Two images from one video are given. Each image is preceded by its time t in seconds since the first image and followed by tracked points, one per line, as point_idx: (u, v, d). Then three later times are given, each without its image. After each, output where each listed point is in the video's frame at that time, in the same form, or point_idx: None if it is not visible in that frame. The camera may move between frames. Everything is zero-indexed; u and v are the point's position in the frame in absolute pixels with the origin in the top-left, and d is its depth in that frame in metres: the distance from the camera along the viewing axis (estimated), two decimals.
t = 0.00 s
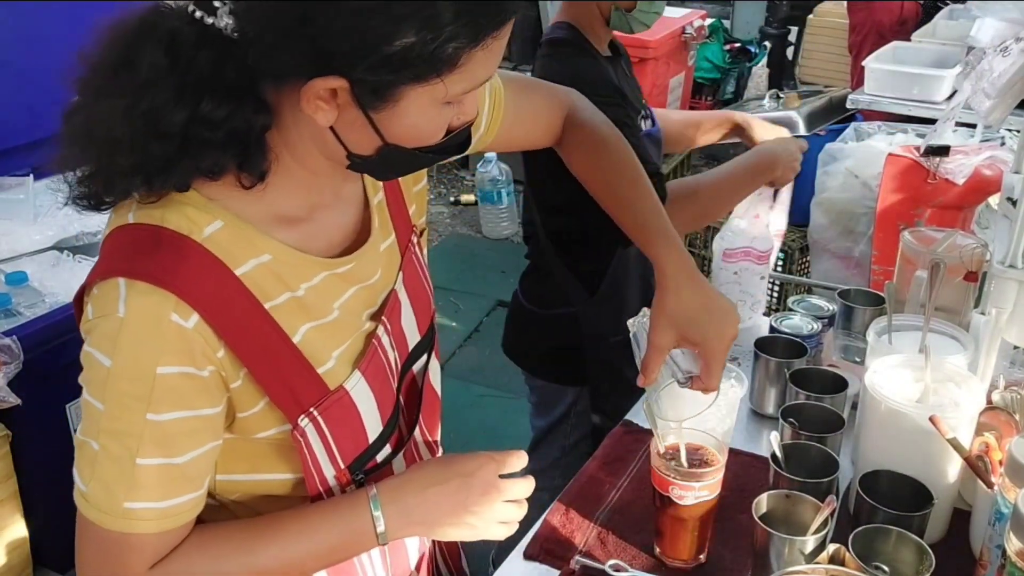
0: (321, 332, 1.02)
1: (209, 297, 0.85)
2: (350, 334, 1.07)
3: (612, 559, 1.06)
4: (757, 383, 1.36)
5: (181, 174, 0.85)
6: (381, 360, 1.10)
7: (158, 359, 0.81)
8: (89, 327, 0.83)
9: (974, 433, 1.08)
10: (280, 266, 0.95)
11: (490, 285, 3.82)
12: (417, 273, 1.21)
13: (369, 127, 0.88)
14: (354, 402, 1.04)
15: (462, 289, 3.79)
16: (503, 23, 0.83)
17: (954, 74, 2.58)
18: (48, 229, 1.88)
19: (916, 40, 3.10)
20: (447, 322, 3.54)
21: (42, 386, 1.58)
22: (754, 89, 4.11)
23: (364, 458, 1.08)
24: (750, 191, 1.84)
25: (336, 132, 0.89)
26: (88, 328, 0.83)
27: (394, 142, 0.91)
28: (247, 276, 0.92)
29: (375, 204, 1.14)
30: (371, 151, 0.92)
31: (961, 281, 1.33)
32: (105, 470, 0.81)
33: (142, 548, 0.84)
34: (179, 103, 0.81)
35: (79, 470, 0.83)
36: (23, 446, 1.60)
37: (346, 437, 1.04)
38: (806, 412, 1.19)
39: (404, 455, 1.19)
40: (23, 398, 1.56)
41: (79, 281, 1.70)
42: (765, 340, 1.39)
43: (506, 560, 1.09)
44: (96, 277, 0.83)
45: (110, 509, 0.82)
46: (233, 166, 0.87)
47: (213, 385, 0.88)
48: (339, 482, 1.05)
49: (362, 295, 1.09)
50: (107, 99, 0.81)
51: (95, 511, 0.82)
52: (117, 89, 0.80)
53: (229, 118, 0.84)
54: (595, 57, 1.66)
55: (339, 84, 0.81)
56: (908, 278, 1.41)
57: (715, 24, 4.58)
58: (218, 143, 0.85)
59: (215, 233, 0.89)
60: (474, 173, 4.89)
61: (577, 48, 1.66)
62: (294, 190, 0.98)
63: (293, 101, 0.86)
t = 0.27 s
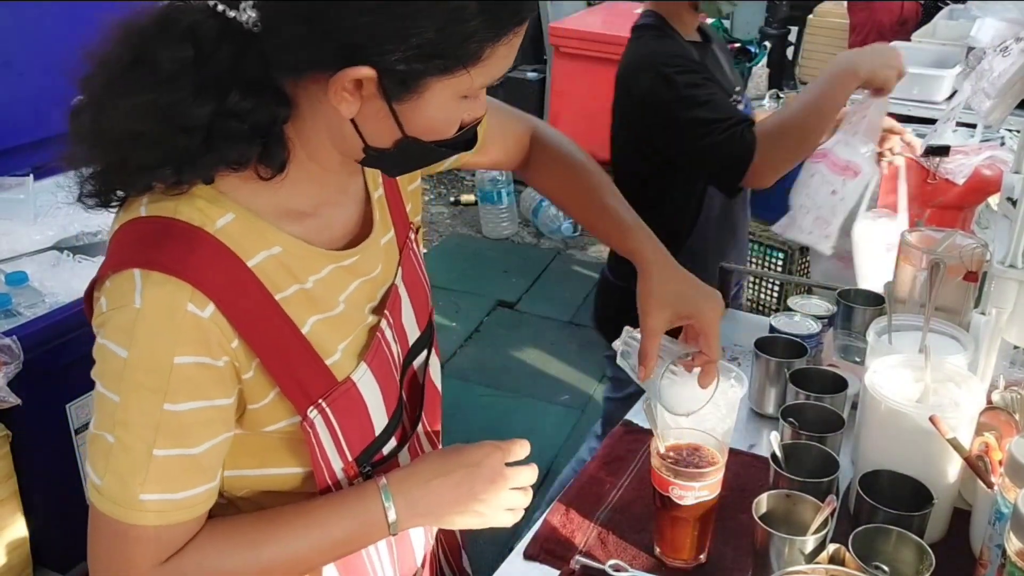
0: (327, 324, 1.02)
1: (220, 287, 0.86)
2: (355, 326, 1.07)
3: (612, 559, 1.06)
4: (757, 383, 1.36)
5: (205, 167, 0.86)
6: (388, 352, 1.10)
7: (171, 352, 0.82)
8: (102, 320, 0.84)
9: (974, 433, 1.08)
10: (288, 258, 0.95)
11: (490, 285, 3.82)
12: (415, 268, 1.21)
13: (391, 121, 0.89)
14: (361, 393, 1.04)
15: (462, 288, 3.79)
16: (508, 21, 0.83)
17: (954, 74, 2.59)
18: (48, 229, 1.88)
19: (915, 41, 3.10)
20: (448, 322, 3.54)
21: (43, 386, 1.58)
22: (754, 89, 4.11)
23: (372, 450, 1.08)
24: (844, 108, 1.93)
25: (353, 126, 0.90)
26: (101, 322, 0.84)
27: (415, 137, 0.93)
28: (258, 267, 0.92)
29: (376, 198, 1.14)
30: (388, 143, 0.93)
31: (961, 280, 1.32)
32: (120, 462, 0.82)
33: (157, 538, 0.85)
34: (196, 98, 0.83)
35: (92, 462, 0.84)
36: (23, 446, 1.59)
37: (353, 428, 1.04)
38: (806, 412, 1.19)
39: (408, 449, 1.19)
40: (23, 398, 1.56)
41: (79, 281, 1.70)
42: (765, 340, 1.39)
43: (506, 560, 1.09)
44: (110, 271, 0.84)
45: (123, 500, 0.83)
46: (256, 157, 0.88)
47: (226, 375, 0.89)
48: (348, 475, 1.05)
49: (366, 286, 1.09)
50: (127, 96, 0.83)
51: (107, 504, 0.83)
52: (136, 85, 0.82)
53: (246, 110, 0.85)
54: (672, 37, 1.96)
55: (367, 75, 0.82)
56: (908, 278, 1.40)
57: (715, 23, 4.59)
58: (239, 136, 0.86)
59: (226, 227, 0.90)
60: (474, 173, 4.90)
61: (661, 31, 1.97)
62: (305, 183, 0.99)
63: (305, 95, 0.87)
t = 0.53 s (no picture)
0: (377, 304, 1.03)
1: (285, 266, 0.87)
2: (401, 307, 1.07)
3: (612, 559, 1.06)
4: (757, 383, 1.36)
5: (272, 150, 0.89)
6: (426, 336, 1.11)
7: (245, 327, 0.83)
8: (171, 300, 0.85)
9: (973, 433, 1.08)
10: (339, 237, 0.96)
11: (490, 285, 3.82)
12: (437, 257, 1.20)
13: (443, 92, 0.92)
14: (408, 373, 1.05)
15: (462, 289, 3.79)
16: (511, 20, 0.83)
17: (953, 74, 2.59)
18: (47, 229, 1.88)
19: (915, 41, 3.10)
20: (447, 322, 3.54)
21: (43, 386, 1.58)
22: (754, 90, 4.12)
23: (410, 431, 1.09)
24: (921, 101, 2.13)
25: (404, 99, 0.93)
26: (171, 300, 0.85)
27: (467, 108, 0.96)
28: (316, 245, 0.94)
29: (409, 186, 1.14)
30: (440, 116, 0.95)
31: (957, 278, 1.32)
32: (192, 438, 0.82)
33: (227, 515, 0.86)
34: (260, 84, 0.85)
35: (162, 441, 0.84)
36: (23, 446, 1.59)
37: (401, 408, 1.05)
38: (806, 412, 1.19)
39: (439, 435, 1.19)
40: (24, 398, 1.56)
41: (79, 281, 1.70)
42: (765, 340, 1.39)
43: (506, 560, 1.09)
44: (183, 248, 0.86)
45: (197, 476, 0.83)
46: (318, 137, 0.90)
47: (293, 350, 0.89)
48: (389, 457, 1.06)
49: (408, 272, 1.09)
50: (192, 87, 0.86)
51: (175, 482, 0.83)
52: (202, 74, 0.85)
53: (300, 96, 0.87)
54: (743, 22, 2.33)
55: (425, 43, 0.86)
56: (908, 277, 1.40)
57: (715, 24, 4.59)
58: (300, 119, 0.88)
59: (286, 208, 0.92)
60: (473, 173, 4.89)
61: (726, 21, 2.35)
62: (349, 168, 0.99)
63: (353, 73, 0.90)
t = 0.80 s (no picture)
0: (439, 274, 0.99)
1: (376, 217, 0.84)
2: (457, 278, 1.04)
3: (612, 559, 1.06)
4: (757, 383, 1.36)
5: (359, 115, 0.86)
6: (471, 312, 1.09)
7: (343, 278, 0.79)
8: (263, 259, 0.79)
9: (973, 433, 1.08)
10: (411, 201, 0.93)
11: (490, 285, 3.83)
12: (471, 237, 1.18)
13: (502, 56, 0.87)
14: (458, 346, 1.02)
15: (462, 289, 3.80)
16: (521, 14, 0.83)
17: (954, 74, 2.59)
18: (48, 230, 1.89)
19: (915, 41, 3.11)
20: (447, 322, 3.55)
21: (42, 386, 1.58)
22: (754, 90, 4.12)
23: (455, 404, 1.05)
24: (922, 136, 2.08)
25: (467, 67, 0.88)
26: (259, 257, 0.79)
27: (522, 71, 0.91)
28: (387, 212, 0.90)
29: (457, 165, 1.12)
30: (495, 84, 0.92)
31: (956, 280, 1.33)
32: (296, 394, 0.77)
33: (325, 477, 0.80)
34: (340, 57, 0.83)
35: (258, 401, 0.78)
36: (23, 445, 1.60)
37: (451, 380, 1.02)
38: (806, 412, 1.19)
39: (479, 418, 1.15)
40: (24, 397, 1.56)
41: (79, 281, 1.70)
42: (765, 340, 1.39)
43: (506, 560, 1.09)
44: (273, 203, 0.80)
45: (302, 432, 0.78)
46: (395, 100, 0.86)
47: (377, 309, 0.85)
48: (435, 427, 1.02)
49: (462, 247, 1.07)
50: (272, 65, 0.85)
51: (275, 440, 0.78)
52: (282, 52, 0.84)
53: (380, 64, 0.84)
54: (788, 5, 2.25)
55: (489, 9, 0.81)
56: (908, 278, 1.40)
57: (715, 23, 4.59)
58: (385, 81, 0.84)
59: (365, 171, 0.88)
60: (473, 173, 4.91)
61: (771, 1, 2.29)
62: (409, 140, 0.96)
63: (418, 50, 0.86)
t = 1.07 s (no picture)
0: (474, 256, 1.02)
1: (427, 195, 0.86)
2: (486, 263, 1.06)
3: (612, 559, 1.06)
4: (757, 383, 1.36)
5: (410, 86, 0.85)
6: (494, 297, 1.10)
7: (401, 253, 0.81)
8: (321, 235, 0.80)
9: (973, 433, 1.08)
10: (450, 183, 0.95)
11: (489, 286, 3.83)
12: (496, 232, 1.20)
13: (536, 45, 0.89)
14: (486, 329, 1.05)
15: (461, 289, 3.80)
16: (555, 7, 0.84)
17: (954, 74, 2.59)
18: (48, 230, 1.89)
19: (916, 41, 3.10)
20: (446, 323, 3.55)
21: (43, 385, 1.58)
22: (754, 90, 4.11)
23: (478, 389, 1.07)
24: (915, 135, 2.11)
25: (502, 54, 0.89)
26: (316, 233, 0.80)
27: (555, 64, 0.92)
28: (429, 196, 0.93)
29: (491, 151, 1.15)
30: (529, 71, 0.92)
31: (958, 282, 1.33)
32: (363, 366, 0.79)
33: (388, 447, 0.83)
34: (384, 29, 0.79)
35: (327, 373, 0.80)
36: (23, 445, 1.60)
37: (478, 362, 1.04)
38: (806, 412, 1.19)
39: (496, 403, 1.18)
40: (24, 398, 1.56)
41: (80, 281, 1.70)
42: (766, 340, 1.39)
43: (506, 560, 1.09)
44: (330, 180, 0.81)
45: (372, 403, 0.80)
46: (443, 77, 0.86)
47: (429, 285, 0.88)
48: (457, 411, 1.05)
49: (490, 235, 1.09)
50: (325, 42, 0.84)
51: (345, 412, 0.80)
52: (331, 28, 0.82)
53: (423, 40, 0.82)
54: None
55: None
56: (908, 279, 1.40)
57: (715, 23, 4.59)
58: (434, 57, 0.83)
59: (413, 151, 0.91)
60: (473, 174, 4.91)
61: None
62: (452, 123, 0.97)
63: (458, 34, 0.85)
